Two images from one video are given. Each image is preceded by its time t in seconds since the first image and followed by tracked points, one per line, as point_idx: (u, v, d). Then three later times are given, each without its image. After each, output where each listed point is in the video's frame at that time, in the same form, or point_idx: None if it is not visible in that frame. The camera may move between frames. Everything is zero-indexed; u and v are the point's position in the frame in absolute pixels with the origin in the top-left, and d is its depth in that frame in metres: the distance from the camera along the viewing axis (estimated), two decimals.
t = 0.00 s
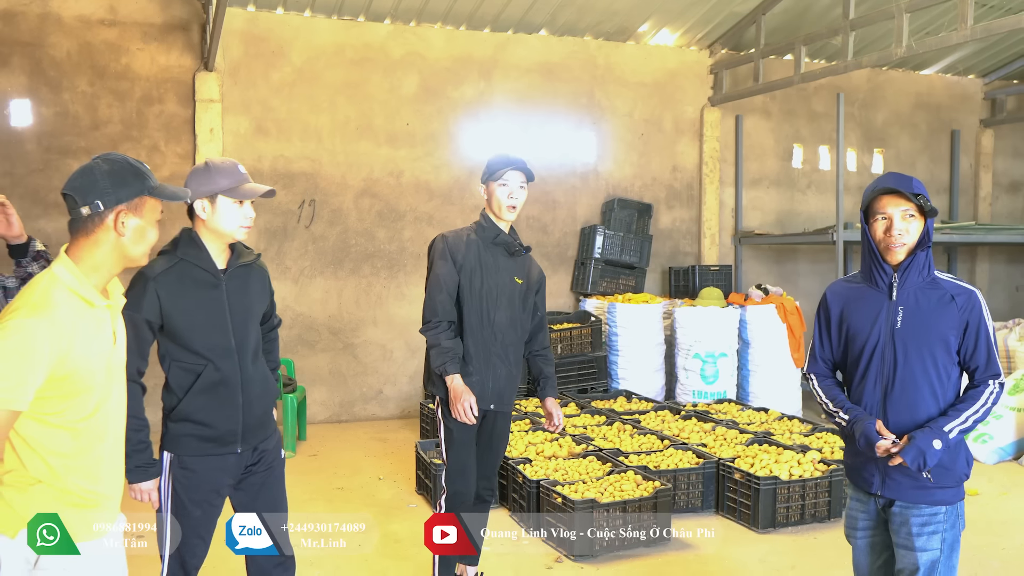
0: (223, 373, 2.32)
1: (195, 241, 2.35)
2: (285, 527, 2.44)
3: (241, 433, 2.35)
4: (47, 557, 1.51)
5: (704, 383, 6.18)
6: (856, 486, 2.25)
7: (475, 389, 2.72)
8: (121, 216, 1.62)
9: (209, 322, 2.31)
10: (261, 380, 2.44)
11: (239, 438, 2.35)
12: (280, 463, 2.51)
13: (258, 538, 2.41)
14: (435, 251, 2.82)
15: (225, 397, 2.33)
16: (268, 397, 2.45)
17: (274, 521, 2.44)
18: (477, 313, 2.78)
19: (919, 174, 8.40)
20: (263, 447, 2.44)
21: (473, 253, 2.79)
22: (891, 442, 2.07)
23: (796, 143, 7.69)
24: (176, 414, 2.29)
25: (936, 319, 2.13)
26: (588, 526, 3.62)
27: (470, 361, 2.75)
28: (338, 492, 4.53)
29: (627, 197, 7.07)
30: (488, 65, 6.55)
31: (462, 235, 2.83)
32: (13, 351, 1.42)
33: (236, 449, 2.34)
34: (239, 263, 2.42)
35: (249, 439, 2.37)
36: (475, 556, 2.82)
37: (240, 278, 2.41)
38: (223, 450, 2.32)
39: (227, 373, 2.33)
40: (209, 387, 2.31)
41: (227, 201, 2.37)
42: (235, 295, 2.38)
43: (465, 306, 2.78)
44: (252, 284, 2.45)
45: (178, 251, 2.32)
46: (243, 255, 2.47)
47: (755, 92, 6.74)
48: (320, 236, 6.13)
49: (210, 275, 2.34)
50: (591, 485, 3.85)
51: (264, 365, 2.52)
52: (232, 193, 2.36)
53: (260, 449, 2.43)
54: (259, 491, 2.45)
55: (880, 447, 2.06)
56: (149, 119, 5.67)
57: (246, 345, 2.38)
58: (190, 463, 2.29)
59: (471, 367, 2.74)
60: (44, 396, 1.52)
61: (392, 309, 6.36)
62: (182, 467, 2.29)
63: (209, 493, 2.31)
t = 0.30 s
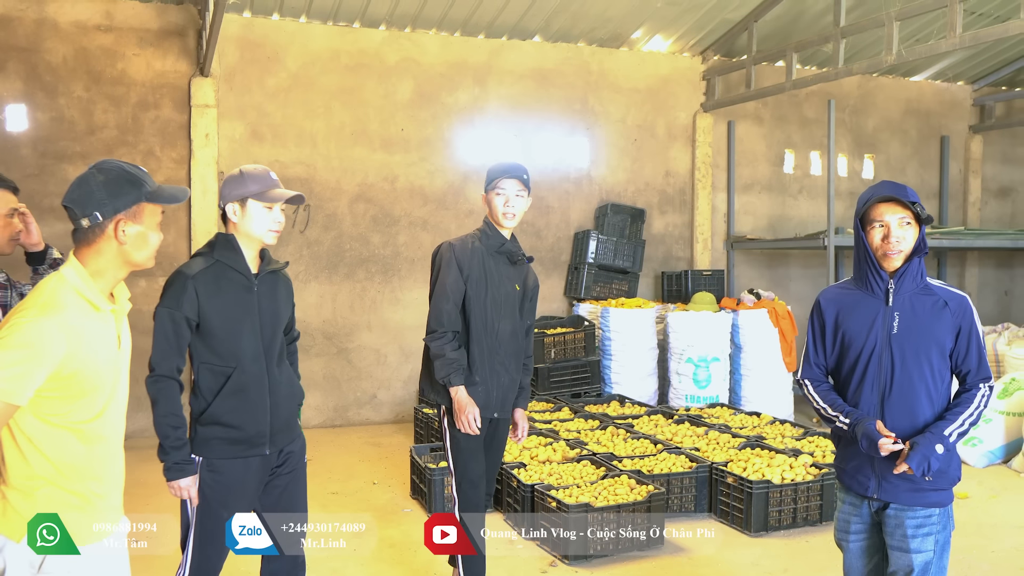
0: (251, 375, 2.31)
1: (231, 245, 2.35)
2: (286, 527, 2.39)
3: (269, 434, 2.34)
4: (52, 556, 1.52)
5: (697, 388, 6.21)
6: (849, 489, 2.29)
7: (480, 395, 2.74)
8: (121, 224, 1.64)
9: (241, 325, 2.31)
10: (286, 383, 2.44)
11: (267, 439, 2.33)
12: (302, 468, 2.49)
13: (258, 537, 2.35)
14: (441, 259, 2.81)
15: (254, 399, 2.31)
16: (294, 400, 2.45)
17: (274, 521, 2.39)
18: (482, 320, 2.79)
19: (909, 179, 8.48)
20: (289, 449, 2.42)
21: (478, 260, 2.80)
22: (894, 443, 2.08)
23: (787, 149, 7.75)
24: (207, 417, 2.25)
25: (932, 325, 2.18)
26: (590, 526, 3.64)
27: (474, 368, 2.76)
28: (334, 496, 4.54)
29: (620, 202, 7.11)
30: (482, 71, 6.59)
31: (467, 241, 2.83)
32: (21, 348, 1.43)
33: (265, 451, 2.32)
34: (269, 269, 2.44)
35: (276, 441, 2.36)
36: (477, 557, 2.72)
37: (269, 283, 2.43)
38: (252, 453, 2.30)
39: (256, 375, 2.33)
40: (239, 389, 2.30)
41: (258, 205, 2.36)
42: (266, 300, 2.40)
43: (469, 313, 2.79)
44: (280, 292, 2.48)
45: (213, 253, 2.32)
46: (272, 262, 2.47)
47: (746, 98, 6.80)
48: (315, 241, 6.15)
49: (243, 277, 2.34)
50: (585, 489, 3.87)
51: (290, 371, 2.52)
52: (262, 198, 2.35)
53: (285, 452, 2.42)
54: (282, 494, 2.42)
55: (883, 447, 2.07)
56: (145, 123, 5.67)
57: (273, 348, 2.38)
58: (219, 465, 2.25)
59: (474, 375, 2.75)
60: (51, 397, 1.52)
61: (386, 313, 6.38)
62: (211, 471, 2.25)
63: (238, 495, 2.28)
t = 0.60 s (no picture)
0: (273, 380, 2.35)
1: (256, 252, 2.40)
2: (286, 527, 2.36)
3: (289, 440, 2.37)
4: (57, 560, 1.53)
5: (685, 395, 6.25)
6: (841, 495, 2.32)
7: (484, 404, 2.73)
8: (111, 224, 1.61)
9: (264, 331, 2.35)
10: (308, 390, 2.47)
11: (287, 445, 2.36)
12: (319, 474, 2.51)
13: (258, 538, 2.27)
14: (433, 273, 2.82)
15: (275, 404, 2.35)
16: (314, 406, 2.48)
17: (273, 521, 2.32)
18: (482, 330, 2.79)
19: (892, 187, 8.58)
20: (308, 456, 2.45)
21: (470, 269, 2.82)
22: (883, 450, 2.12)
23: (772, 158, 7.84)
24: (228, 421, 2.31)
25: (923, 333, 2.22)
26: (590, 527, 3.67)
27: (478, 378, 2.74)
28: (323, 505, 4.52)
29: (607, 210, 7.16)
30: (471, 80, 6.62)
31: (456, 252, 2.85)
32: (24, 356, 1.42)
33: (284, 456, 2.35)
34: (293, 278, 2.48)
35: (296, 447, 2.39)
36: (477, 556, 2.72)
37: (294, 292, 2.47)
38: (272, 457, 2.34)
39: (278, 381, 2.36)
40: (260, 394, 2.33)
41: (272, 215, 2.39)
42: (289, 308, 2.44)
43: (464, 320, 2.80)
44: (304, 302, 2.51)
45: (240, 261, 2.38)
46: (295, 272, 2.51)
47: (732, 107, 6.86)
48: (303, 248, 6.14)
49: (267, 284, 2.40)
50: (576, 496, 3.89)
51: (311, 378, 2.56)
52: (273, 207, 2.38)
53: (304, 458, 2.44)
54: (299, 498, 2.44)
55: (874, 455, 2.10)
56: (133, 131, 5.66)
57: (295, 354, 2.41)
58: (241, 468, 2.30)
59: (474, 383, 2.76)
60: (57, 404, 1.51)
61: (375, 321, 6.38)
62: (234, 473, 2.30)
63: (260, 499, 2.32)
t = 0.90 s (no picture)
0: (287, 380, 2.38)
1: (272, 253, 2.43)
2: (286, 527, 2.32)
3: (303, 440, 2.38)
4: (68, 560, 1.53)
5: (675, 396, 6.27)
6: (836, 493, 2.35)
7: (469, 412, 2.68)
8: (116, 226, 1.61)
9: (279, 331, 2.39)
10: (324, 391, 2.49)
11: (302, 445, 2.37)
12: (330, 476, 2.52)
13: (258, 538, 2.27)
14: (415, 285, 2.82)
15: (290, 404, 2.37)
16: (330, 407, 2.49)
17: (274, 521, 2.31)
18: (468, 337, 2.75)
19: (879, 190, 8.66)
20: (322, 457, 2.46)
21: (452, 278, 2.77)
22: (875, 450, 2.17)
23: (761, 161, 7.90)
24: (243, 421, 2.33)
25: (917, 335, 2.25)
26: (591, 526, 3.71)
27: (462, 387, 2.71)
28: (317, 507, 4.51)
29: (598, 212, 7.19)
30: (462, 83, 6.63)
31: (438, 261, 2.82)
32: (37, 368, 1.42)
33: (298, 457, 2.36)
34: (311, 280, 2.50)
35: (310, 448, 2.40)
36: (474, 557, 2.71)
37: (311, 293, 2.49)
38: (286, 458, 2.35)
39: (294, 381, 2.39)
40: (275, 394, 2.36)
41: (284, 216, 2.41)
42: (306, 310, 2.46)
43: (444, 329, 2.77)
44: (321, 303, 2.53)
45: (256, 262, 2.43)
46: (314, 274, 2.54)
47: (722, 111, 6.91)
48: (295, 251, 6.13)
49: (282, 286, 2.43)
50: (570, 496, 3.91)
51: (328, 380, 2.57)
52: (284, 208, 2.40)
53: (317, 459, 2.45)
54: (312, 498, 2.46)
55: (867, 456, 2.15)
56: (123, 132, 5.65)
57: (310, 355, 2.43)
58: (254, 468, 2.32)
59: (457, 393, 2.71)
60: (68, 411, 1.51)
61: (366, 323, 6.38)
62: (249, 473, 2.32)
63: (273, 499, 2.34)
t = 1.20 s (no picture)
0: (293, 381, 2.39)
1: (283, 254, 2.46)
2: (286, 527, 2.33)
3: (309, 441, 2.38)
4: (82, 557, 1.53)
5: (671, 396, 6.29)
6: (832, 490, 2.37)
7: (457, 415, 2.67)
8: (126, 227, 1.61)
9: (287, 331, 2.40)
10: (331, 392, 2.49)
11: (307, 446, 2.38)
12: (336, 477, 2.52)
13: (258, 538, 2.28)
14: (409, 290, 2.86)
15: (296, 404, 2.38)
16: (336, 408, 2.50)
17: (274, 520, 2.32)
18: (457, 339, 2.74)
19: (873, 191, 8.72)
20: (329, 457, 2.46)
21: (441, 281, 2.78)
22: (864, 448, 2.19)
23: (755, 161, 7.94)
24: (249, 420, 2.35)
25: (911, 334, 2.27)
26: (591, 526, 3.74)
27: (451, 390, 2.70)
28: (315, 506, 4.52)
29: (593, 213, 7.21)
30: (458, 84, 6.65)
31: (431, 266, 2.83)
32: (48, 369, 1.43)
33: (304, 457, 2.37)
34: (321, 281, 2.51)
35: (315, 449, 2.40)
36: (474, 557, 2.68)
37: (321, 295, 2.51)
38: (291, 458, 2.36)
39: (300, 382, 2.40)
40: (281, 394, 2.37)
41: (293, 217, 2.43)
42: (315, 311, 2.47)
43: (433, 334, 2.81)
44: (332, 305, 2.55)
45: (267, 262, 2.46)
46: (325, 275, 2.55)
47: (717, 112, 6.94)
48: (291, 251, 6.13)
49: (292, 287, 2.45)
50: (568, 495, 3.93)
51: (336, 381, 2.58)
52: (294, 209, 2.42)
53: (323, 460, 2.45)
54: (317, 499, 2.45)
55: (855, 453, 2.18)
56: (120, 133, 5.65)
57: (318, 356, 2.44)
58: (259, 467, 2.33)
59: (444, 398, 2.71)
60: (79, 411, 1.52)
61: (362, 324, 6.38)
62: (253, 472, 2.33)
63: (276, 497, 2.35)
